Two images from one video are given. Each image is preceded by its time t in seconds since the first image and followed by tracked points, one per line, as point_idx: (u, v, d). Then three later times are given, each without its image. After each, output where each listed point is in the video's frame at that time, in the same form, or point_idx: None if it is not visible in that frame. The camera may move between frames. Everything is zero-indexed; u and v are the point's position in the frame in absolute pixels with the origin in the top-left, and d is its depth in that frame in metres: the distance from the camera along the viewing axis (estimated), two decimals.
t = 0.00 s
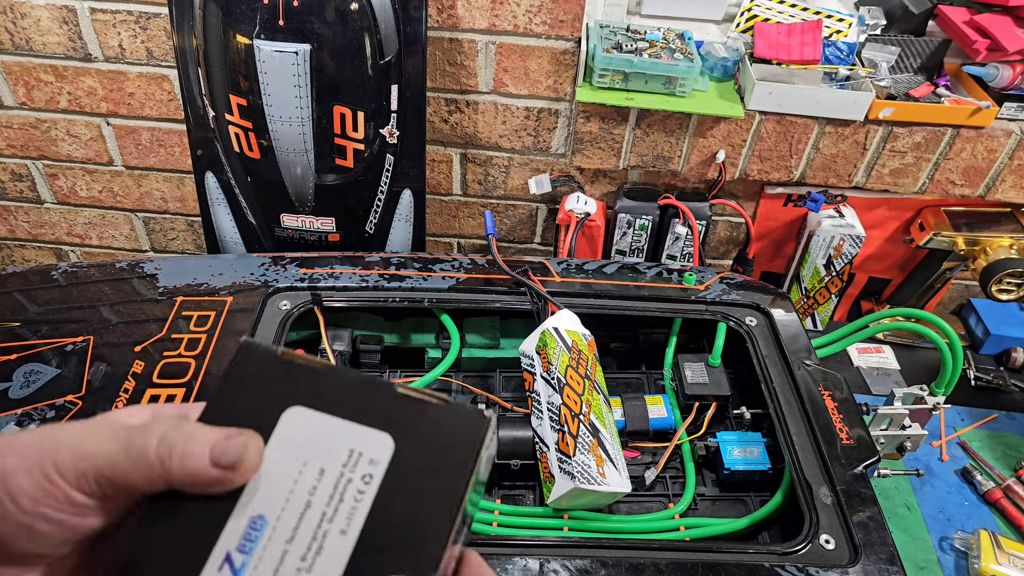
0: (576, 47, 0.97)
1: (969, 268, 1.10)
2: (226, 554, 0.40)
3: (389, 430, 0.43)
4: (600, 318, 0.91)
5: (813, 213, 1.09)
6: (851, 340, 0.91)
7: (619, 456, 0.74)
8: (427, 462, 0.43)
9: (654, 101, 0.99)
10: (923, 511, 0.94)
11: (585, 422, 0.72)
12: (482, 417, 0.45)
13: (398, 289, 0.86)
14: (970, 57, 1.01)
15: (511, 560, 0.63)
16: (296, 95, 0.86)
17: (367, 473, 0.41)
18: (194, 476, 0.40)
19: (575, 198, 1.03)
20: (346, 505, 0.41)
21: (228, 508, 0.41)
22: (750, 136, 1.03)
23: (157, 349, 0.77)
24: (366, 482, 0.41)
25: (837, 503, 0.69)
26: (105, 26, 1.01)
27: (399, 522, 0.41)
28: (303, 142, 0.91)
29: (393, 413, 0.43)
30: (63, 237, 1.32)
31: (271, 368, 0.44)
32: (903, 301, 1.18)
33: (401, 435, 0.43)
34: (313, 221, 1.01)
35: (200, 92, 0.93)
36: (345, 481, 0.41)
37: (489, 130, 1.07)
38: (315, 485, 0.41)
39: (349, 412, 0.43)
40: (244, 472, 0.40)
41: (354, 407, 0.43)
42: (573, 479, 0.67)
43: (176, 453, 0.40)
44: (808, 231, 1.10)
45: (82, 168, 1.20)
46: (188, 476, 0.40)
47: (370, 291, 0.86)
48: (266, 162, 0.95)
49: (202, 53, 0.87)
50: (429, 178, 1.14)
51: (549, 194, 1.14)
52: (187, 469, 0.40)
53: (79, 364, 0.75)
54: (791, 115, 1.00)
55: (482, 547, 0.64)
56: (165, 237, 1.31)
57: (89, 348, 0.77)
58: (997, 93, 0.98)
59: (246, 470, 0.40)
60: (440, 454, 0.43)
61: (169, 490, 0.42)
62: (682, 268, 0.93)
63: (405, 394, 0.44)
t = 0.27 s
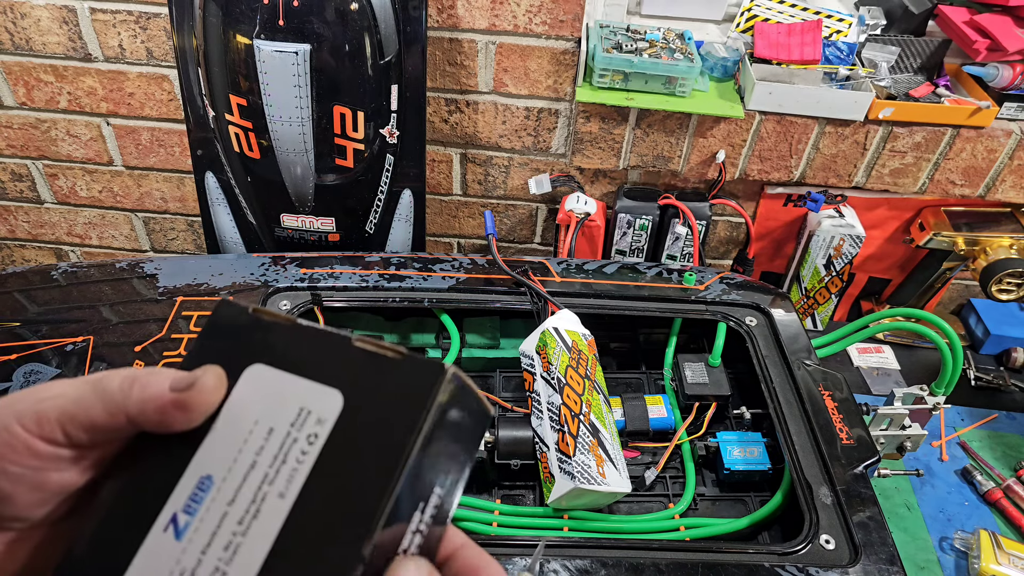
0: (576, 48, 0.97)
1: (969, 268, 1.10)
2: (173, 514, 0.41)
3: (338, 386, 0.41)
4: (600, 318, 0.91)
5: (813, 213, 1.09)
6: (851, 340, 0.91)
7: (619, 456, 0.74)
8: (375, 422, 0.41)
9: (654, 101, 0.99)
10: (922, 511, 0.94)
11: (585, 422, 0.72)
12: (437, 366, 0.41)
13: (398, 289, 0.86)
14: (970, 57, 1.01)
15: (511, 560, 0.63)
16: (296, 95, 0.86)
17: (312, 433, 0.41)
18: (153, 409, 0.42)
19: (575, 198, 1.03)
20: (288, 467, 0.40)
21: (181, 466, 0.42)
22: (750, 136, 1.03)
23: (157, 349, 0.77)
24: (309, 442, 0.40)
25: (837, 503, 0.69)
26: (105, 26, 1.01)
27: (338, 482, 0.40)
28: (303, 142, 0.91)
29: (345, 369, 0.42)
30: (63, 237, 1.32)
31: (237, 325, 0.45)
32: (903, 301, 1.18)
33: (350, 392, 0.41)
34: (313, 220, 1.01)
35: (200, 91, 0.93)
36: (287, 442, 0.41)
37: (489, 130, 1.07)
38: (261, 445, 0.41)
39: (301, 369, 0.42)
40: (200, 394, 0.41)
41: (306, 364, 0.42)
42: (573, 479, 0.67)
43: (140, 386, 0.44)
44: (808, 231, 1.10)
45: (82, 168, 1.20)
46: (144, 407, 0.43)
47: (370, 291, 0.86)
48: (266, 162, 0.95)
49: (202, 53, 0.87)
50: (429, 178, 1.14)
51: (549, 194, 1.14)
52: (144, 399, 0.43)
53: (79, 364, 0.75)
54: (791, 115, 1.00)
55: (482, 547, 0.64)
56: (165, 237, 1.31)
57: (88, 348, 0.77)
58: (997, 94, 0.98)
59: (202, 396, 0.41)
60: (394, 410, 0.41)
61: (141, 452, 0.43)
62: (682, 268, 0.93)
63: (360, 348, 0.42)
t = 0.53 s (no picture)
0: (576, 47, 0.97)
1: (970, 268, 1.10)
2: (169, 521, 0.41)
3: (336, 399, 0.42)
4: (601, 318, 0.91)
5: (814, 213, 1.09)
6: (851, 340, 0.91)
7: (619, 455, 0.74)
8: (372, 435, 0.41)
9: (655, 101, 0.99)
10: (923, 511, 0.94)
11: (585, 422, 0.72)
12: (435, 383, 0.42)
13: (398, 289, 0.86)
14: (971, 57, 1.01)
15: (511, 561, 0.63)
16: (296, 95, 0.86)
17: (310, 443, 0.41)
18: (153, 423, 0.42)
19: (575, 198, 1.03)
20: (285, 477, 0.40)
21: (177, 474, 0.42)
22: (750, 136, 1.03)
23: (157, 349, 0.77)
24: (308, 454, 0.41)
25: (838, 503, 0.69)
26: (105, 25, 1.01)
27: (335, 495, 0.40)
28: (303, 141, 0.91)
29: (344, 383, 0.42)
30: (63, 237, 1.32)
31: (235, 338, 0.45)
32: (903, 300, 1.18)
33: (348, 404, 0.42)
34: (313, 221, 1.01)
35: (200, 91, 0.92)
36: (285, 451, 0.41)
37: (489, 130, 1.07)
38: (258, 455, 0.41)
39: (300, 382, 0.42)
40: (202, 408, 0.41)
41: (305, 377, 0.43)
42: (573, 479, 0.67)
43: (139, 401, 0.44)
44: (808, 231, 1.10)
45: (82, 168, 1.20)
46: (144, 422, 0.42)
47: (370, 291, 0.86)
48: (266, 162, 0.95)
49: (202, 53, 0.87)
50: (429, 178, 1.14)
51: (549, 194, 1.14)
52: (144, 413, 0.43)
53: (78, 364, 0.75)
54: (792, 115, 1.00)
55: (482, 548, 0.64)
56: (164, 237, 1.31)
57: (88, 348, 0.77)
58: (998, 93, 0.98)
59: (204, 409, 0.41)
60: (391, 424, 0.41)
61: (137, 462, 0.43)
62: (682, 268, 0.92)
63: (358, 362, 0.43)
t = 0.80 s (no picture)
0: (576, 47, 0.97)
1: (970, 269, 1.10)
2: (190, 517, 0.40)
3: (341, 386, 0.41)
4: (600, 318, 0.91)
5: (814, 213, 1.09)
6: (851, 340, 0.91)
7: (618, 455, 0.74)
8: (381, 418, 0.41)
9: (655, 101, 0.99)
10: (923, 511, 0.94)
11: (585, 422, 0.72)
12: (437, 361, 0.42)
13: (398, 289, 0.86)
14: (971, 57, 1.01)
15: (511, 561, 0.63)
16: (296, 94, 0.86)
17: (320, 430, 0.41)
18: (158, 419, 0.42)
19: (575, 198, 1.03)
20: (301, 465, 0.40)
21: (192, 471, 0.41)
22: (750, 136, 1.03)
23: (157, 349, 0.77)
24: (320, 439, 0.40)
25: (838, 503, 0.69)
26: (105, 25, 1.01)
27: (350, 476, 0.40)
28: (303, 142, 0.91)
29: (346, 369, 0.42)
30: (63, 237, 1.32)
31: (229, 336, 0.45)
32: (903, 300, 1.18)
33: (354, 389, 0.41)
34: (313, 221, 1.01)
35: (200, 91, 0.92)
36: (297, 440, 0.41)
37: (489, 130, 1.07)
38: (271, 445, 0.41)
39: (303, 371, 0.42)
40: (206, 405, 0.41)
41: (306, 367, 0.42)
42: (573, 479, 0.67)
43: (144, 398, 0.44)
44: (808, 231, 1.10)
45: (82, 168, 1.20)
46: (149, 417, 0.43)
47: (370, 291, 0.86)
48: (266, 162, 0.95)
49: (202, 53, 0.87)
50: (429, 178, 1.14)
51: (549, 194, 1.14)
52: (149, 409, 0.43)
53: (78, 363, 0.75)
54: (792, 115, 1.00)
55: (482, 548, 0.64)
56: (164, 237, 1.31)
57: (88, 348, 0.77)
58: (997, 94, 0.98)
59: (210, 407, 0.41)
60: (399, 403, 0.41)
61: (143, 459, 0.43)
62: (682, 268, 0.93)
63: (358, 349, 0.42)
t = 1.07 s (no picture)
0: (576, 47, 0.97)
1: (970, 269, 1.10)
2: (261, 462, 0.40)
3: (373, 318, 0.42)
4: (600, 318, 0.91)
5: (814, 213, 1.09)
6: (851, 340, 0.91)
7: (618, 454, 0.74)
8: (419, 344, 0.42)
9: (654, 101, 0.99)
10: (923, 511, 0.94)
11: (585, 422, 0.72)
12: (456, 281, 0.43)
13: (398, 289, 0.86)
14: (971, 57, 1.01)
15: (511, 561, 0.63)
16: (296, 95, 0.86)
17: (365, 362, 0.41)
18: (199, 371, 0.42)
19: (575, 198, 1.03)
20: (355, 398, 0.41)
21: (244, 422, 0.41)
22: (750, 136, 1.03)
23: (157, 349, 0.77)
24: (366, 372, 0.41)
25: (838, 503, 0.69)
26: (106, 25, 1.01)
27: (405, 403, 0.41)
28: (304, 142, 0.91)
29: (372, 301, 0.42)
30: (63, 237, 1.32)
31: (245, 290, 0.44)
32: (902, 300, 1.18)
33: (385, 320, 0.42)
34: (313, 221, 1.01)
35: (199, 91, 0.92)
36: (346, 374, 0.41)
37: (489, 130, 1.07)
38: (319, 384, 0.41)
39: (329, 310, 0.42)
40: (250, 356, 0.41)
41: (334, 305, 0.42)
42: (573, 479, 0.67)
43: (186, 347, 0.44)
44: (808, 231, 1.10)
45: (82, 168, 1.20)
46: (192, 368, 0.43)
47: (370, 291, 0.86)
48: (266, 162, 0.95)
49: (203, 53, 0.87)
50: (429, 178, 1.14)
51: (549, 194, 1.14)
52: (192, 360, 0.43)
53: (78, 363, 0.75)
54: (791, 115, 1.00)
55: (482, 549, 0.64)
56: (164, 237, 1.31)
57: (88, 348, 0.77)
58: (997, 94, 0.98)
59: (251, 361, 0.41)
60: (437, 324, 0.42)
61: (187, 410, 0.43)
62: (682, 267, 0.93)
63: (378, 284, 0.43)
